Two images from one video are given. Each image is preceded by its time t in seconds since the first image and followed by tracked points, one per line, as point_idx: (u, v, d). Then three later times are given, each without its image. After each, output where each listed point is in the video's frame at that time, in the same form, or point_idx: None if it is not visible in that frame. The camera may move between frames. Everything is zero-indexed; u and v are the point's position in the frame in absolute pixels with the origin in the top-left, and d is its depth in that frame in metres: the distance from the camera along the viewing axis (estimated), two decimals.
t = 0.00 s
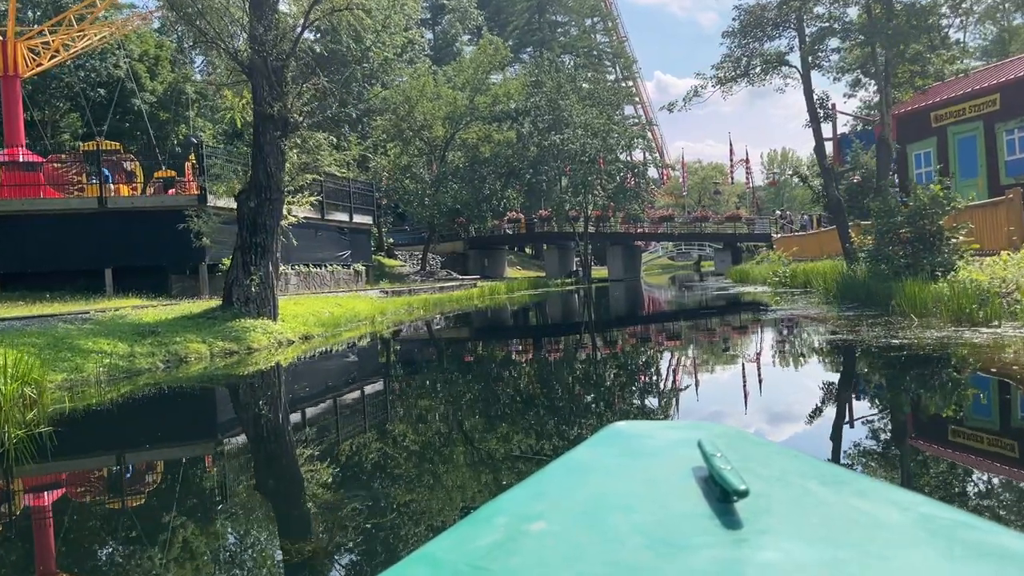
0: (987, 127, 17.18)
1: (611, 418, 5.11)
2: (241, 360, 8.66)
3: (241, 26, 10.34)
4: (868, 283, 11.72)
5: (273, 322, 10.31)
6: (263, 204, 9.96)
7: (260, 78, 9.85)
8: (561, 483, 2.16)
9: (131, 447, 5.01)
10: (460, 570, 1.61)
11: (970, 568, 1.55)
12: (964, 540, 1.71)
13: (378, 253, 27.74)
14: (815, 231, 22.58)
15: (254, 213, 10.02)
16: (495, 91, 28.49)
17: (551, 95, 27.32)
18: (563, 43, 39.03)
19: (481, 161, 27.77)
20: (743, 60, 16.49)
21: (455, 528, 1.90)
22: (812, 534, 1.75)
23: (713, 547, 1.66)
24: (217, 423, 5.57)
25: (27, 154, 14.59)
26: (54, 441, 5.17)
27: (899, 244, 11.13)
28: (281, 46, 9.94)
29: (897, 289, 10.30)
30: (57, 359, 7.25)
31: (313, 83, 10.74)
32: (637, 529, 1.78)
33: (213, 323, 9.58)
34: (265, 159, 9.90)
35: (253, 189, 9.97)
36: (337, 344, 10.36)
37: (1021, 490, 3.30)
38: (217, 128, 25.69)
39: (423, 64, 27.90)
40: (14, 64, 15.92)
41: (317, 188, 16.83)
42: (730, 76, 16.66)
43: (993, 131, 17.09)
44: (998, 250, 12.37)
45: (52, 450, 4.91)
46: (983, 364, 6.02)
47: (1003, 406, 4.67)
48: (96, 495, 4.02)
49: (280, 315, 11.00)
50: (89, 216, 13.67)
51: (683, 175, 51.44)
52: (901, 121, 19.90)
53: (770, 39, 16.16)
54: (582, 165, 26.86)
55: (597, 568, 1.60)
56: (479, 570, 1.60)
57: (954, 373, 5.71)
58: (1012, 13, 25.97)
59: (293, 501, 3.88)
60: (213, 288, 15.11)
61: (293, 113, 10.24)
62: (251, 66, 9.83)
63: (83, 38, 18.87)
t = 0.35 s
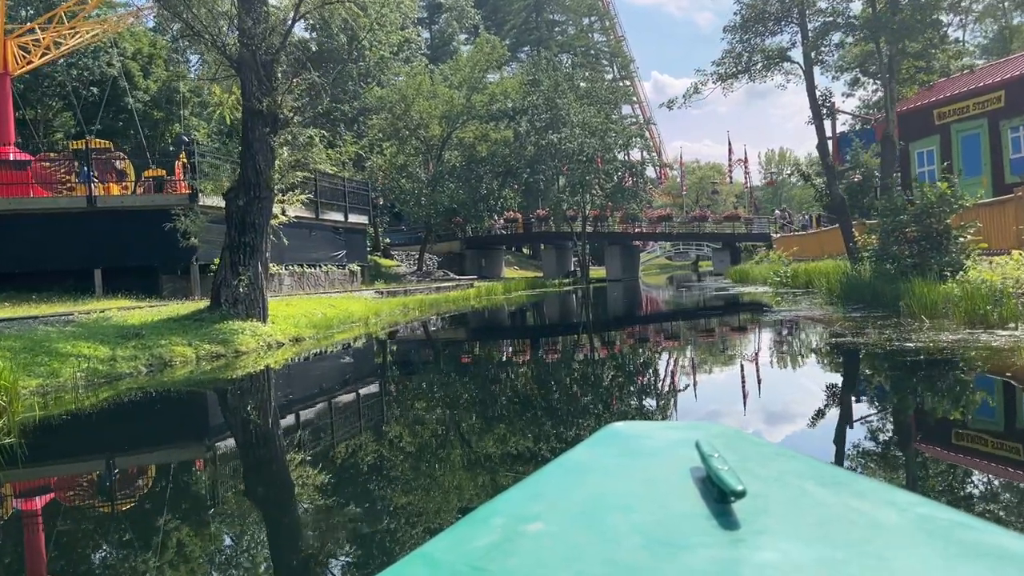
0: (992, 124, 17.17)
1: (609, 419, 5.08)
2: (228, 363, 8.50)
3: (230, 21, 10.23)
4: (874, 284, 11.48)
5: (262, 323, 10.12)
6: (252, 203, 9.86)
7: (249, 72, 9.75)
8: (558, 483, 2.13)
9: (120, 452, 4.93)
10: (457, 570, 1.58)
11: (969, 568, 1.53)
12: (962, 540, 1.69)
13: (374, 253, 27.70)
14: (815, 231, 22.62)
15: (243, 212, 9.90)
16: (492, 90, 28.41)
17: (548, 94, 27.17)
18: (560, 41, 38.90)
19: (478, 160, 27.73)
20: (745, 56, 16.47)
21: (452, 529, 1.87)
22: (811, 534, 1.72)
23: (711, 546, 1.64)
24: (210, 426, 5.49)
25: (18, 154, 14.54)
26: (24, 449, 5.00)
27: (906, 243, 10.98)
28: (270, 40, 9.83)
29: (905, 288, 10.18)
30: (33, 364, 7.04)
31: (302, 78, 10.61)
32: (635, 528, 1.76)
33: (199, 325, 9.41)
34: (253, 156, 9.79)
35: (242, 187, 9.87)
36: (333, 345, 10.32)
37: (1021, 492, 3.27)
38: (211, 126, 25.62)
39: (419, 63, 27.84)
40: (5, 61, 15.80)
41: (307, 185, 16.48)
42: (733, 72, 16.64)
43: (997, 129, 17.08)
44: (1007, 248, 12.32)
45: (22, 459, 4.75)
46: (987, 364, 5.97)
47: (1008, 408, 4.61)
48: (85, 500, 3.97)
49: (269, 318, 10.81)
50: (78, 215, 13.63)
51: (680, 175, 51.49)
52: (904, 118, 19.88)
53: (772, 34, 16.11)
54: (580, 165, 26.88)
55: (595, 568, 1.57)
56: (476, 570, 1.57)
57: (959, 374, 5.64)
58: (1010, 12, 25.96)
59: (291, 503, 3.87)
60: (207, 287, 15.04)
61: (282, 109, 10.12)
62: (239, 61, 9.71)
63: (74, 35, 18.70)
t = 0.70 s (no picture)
0: (997, 122, 17.08)
1: (607, 420, 5.04)
2: (215, 367, 8.31)
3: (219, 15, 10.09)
4: (881, 285, 11.30)
5: (251, 326, 9.95)
6: (240, 201, 9.73)
7: (238, 67, 9.61)
8: (557, 482, 2.10)
9: (109, 457, 4.83)
10: (456, 570, 1.55)
11: (969, 568, 1.52)
12: (961, 541, 1.67)
13: (370, 253, 27.64)
14: (815, 231, 22.67)
15: (230, 210, 9.75)
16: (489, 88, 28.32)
17: (546, 92, 27.07)
18: (558, 41, 38.79)
19: (475, 160, 27.63)
20: (745, 52, 16.33)
21: (452, 527, 1.84)
22: (811, 534, 1.69)
23: (710, 546, 1.61)
24: (201, 429, 5.39)
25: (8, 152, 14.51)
26: None
27: (912, 242, 10.76)
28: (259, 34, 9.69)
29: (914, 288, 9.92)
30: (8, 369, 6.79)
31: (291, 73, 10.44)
32: (634, 528, 1.73)
33: (184, 328, 9.18)
34: (242, 153, 9.64)
35: (230, 184, 9.71)
36: (329, 346, 10.26)
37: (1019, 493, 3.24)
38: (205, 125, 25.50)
39: (415, 61, 27.74)
40: None
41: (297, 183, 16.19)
42: (733, 68, 16.41)
43: (1002, 127, 17.00)
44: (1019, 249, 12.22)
45: None
46: (991, 364, 5.89)
47: (1012, 410, 4.55)
48: (77, 504, 3.92)
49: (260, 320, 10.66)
50: (64, 215, 13.59)
51: (677, 175, 51.54)
52: (909, 115, 19.82)
53: (773, 30, 16.07)
54: (577, 164, 26.89)
55: (594, 568, 1.55)
56: (475, 570, 1.55)
57: (966, 376, 5.56)
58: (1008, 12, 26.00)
59: (286, 505, 3.83)
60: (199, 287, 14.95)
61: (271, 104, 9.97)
62: (228, 55, 9.56)
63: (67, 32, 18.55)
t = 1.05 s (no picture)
0: (1002, 120, 16.96)
1: (605, 422, 5.00)
2: (201, 370, 8.10)
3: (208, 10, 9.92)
4: (888, 286, 10.94)
5: (240, 327, 9.72)
6: (229, 200, 9.55)
7: (226, 60, 9.40)
8: (558, 481, 2.09)
9: (99, 460, 4.75)
10: (456, 569, 1.54)
11: (968, 567, 1.50)
12: (959, 538, 1.65)
13: (366, 254, 27.60)
14: (816, 231, 22.72)
15: (217, 210, 9.59)
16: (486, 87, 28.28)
17: (544, 91, 26.91)
18: (555, 41, 38.63)
19: (472, 159, 27.51)
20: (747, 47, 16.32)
21: (452, 526, 1.83)
22: (811, 533, 1.69)
23: (709, 546, 1.61)
24: (191, 434, 5.27)
25: None
26: None
27: (920, 242, 10.47)
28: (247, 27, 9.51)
29: (922, 288, 9.60)
30: None
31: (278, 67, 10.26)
32: (633, 527, 1.73)
33: (170, 331, 8.98)
34: (230, 150, 9.49)
35: (218, 182, 9.52)
36: (323, 346, 10.18)
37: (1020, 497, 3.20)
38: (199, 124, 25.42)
39: (412, 59, 27.70)
40: None
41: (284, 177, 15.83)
42: (733, 64, 16.51)
43: (1007, 125, 16.87)
44: None
45: None
46: (993, 365, 5.80)
47: (1015, 411, 4.49)
48: (71, 508, 3.86)
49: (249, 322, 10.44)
50: (53, 216, 13.55)
51: (675, 176, 51.64)
52: (915, 111, 19.72)
53: (776, 25, 15.94)
54: (575, 164, 27.02)
55: (593, 567, 1.54)
56: (475, 570, 1.54)
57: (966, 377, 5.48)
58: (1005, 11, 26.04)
59: (281, 507, 3.79)
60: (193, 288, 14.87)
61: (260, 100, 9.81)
62: (215, 49, 9.38)
63: (60, 29, 18.38)
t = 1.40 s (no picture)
0: (1007, 118, 16.72)
1: (603, 424, 4.96)
2: (186, 374, 7.87)
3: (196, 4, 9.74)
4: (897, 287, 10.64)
5: (229, 331, 9.47)
6: (216, 198, 9.32)
7: (213, 53, 9.22)
8: (561, 482, 2.14)
9: (89, 464, 4.67)
10: (460, 569, 1.57)
11: (970, 567, 1.54)
12: (962, 539, 1.69)
13: (362, 254, 27.52)
14: (816, 231, 22.74)
15: (205, 209, 9.34)
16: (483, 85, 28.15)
17: (541, 90, 26.97)
18: (552, 39, 38.47)
19: (469, 159, 27.68)
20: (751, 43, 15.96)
21: (456, 527, 1.87)
22: (813, 534, 1.73)
23: (711, 546, 1.64)
24: (181, 436, 5.16)
25: None
26: None
27: (929, 242, 10.27)
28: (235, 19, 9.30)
29: (932, 289, 9.40)
30: None
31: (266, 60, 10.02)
32: (636, 527, 1.77)
33: (156, 332, 8.76)
34: (217, 146, 9.23)
35: (205, 179, 9.32)
36: (319, 347, 10.09)
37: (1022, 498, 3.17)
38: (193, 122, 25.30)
39: (409, 58, 27.59)
40: None
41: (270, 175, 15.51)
42: (738, 60, 16.02)
43: (1012, 122, 16.64)
44: None
45: None
46: (998, 367, 5.74)
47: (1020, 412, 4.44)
48: (61, 513, 3.78)
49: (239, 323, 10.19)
50: (42, 214, 13.47)
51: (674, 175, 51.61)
52: (921, 109, 19.51)
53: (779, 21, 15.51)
54: (573, 164, 26.88)
55: (596, 566, 1.57)
56: (478, 570, 1.56)
57: (973, 379, 5.40)
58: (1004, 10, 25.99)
59: (276, 509, 3.76)
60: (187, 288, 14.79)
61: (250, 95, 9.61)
62: (203, 41, 9.15)
63: (52, 26, 18.20)
